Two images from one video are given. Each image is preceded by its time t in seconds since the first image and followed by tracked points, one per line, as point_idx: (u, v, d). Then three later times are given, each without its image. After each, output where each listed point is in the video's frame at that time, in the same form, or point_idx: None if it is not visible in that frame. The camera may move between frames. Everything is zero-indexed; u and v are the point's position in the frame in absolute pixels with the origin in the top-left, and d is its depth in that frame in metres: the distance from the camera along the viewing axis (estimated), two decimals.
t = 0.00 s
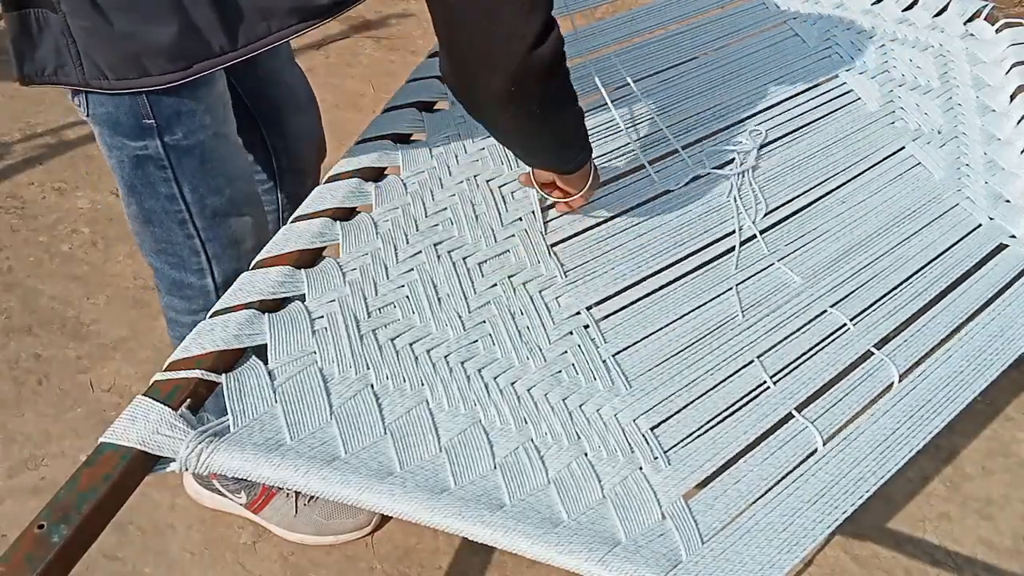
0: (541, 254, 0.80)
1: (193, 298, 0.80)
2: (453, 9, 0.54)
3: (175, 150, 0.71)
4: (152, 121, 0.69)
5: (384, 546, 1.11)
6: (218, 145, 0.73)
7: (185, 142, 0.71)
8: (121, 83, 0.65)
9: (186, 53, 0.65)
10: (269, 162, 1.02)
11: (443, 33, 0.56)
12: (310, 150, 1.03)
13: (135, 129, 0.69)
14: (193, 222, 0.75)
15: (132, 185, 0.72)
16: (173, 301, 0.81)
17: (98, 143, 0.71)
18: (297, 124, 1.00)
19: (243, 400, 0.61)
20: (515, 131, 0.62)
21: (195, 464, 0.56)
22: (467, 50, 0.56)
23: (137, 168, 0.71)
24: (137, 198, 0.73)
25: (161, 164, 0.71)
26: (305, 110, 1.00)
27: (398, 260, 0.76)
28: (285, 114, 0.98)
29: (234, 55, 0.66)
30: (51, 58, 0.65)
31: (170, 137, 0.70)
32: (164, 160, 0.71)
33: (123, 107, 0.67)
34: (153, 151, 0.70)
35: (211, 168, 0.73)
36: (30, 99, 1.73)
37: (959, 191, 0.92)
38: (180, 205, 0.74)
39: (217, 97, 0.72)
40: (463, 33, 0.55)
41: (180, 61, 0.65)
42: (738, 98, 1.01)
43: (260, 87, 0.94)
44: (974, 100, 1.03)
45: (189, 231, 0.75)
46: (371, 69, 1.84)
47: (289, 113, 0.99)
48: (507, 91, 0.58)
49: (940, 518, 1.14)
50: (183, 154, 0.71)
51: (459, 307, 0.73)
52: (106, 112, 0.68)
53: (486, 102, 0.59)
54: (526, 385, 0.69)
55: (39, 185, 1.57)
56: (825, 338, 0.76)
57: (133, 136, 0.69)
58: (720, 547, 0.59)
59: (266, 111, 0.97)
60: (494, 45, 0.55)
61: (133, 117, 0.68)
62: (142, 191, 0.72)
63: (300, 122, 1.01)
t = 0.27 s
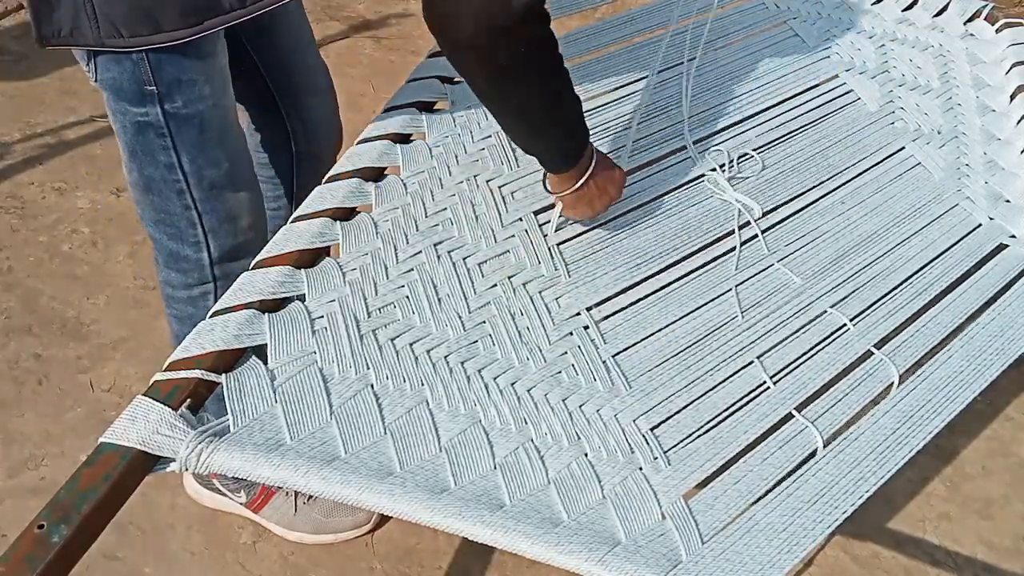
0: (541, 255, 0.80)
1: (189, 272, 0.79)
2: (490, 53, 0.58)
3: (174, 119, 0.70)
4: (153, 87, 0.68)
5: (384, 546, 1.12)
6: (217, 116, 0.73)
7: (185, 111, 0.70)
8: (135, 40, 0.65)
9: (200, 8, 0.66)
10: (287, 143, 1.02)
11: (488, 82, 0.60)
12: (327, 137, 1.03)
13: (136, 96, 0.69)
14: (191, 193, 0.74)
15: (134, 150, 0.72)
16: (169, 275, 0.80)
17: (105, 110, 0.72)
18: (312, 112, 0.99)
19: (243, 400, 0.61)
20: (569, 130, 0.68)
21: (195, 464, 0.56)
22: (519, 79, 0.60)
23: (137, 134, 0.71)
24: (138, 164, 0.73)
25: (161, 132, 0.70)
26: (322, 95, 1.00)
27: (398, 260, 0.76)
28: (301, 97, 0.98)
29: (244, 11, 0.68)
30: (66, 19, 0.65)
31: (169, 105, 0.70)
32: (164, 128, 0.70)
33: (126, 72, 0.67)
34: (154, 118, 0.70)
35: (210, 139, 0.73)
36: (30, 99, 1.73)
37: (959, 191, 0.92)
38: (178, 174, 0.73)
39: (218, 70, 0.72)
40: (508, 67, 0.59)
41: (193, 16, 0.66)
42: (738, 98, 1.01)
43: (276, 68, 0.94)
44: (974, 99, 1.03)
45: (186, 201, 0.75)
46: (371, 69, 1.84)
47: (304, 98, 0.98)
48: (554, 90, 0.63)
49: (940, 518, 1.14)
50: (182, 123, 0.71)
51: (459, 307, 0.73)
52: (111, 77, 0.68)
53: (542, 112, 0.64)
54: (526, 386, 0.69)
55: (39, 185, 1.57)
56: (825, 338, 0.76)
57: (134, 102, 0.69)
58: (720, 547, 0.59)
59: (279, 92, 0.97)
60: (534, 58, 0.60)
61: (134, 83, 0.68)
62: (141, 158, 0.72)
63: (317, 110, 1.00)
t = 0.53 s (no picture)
0: (541, 255, 0.80)
1: (165, 245, 0.79)
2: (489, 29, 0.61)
3: (161, 89, 0.71)
4: (142, 57, 0.69)
5: (384, 547, 1.12)
6: (207, 93, 0.73)
7: (172, 82, 0.71)
8: None
9: None
10: (280, 136, 1.01)
11: (488, 60, 0.64)
12: (319, 130, 1.02)
13: (125, 62, 0.69)
14: (173, 164, 0.74)
15: (120, 117, 0.72)
16: (146, 245, 0.80)
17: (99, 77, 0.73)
18: (310, 111, 1.00)
19: (243, 400, 0.61)
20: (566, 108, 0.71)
21: (195, 464, 0.56)
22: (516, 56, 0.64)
23: (125, 102, 0.71)
24: (123, 131, 0.73)
25: (147, 101, 0.71)
26: (316, 87, 1.00)
27: (398, 260, 0.76)
28: (297, 88, 0.97)
29: None
30: None
31: (157, 75, 0.70)
32: (150, 97, 0.71)
33: (117, 39, 0.68)
34: (141, 87, 0.70)
35: (197, 113, 0.73)
36: (31, 99, 1.73)
37: (959, 191, 0.92)
38: (161, 145, 0.73)
39: (212, 46, 0.72)
40: (507, 44, 0.63)
41: None
42: (739, 97, 1.01)
43: (275, 58, 0.94)
44: (974, 99, 1.03)
45: (168, 172, 0.75)
46: (371, 69, 1.84)
47: (302, 97, 0.98)
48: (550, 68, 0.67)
49: (940, 518, 1.14)
50: (168, 94, 0.71)
51: (459, 307, 0.73)
52: (103, 44, 0.69)
53: (539, 88, 0.68)
54: (526, 385, 0.69)
55: (39, 185, 1.57)
56: (825, 338, 0.76)
57: (122, 69, 0.69)
58: (720, 547, 0.59)
59: (277, 93, 0.97)
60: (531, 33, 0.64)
61: (124, 51, 0.69)
62: (127, 126, 0.73)
63: (315, 110, 1.00)
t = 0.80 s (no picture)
0: (541, 255, 0.80)
1: (153, 238, 0.79)
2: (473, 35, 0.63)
3: (150, 84, 0.71)
4: (130, 51, 0.69)
5: (384, 547, 1.12)
6: (195, 89, 0.73)
7: (161, 77, 0.70)
8: None
9: None
10: (274, 133, 1.00)
11: (474, 65, 0.66)
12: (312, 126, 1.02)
13: (114, 57, 0.69)
14: (161, 159, 0.74)
15: (110, 112, 0.73)
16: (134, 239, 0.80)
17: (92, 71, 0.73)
18: (305, 108, 1.00)
19: (243, 400, 0.61)
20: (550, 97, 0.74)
21: (195, 464, 0.56)
22: (499, 56, 0.66)
23: (114, 96, 0.71)
24: (113, 126, 0.73)
25: (136, 95, 0.71)
26: (311, 84, 0.99)
27: (398, 260, 0.76)
28: (292, 85, 0.97)
29: None
30: None
31: (146, 69, 0.70)
32: (139, 92, 0.71)
33: (107, 33, 0.68)
34: (130, 81, 0.70)
35: (185, 109, 0.73)
36: (31, 99, 1.73)
37: (959, 191, 0.92)
38: (149, 139, 0.73)
39: (202, 41, 0.72)
40: (487, 50, 0.65)
41: None
42: (738, 97, 1.01)
43: (270, 53, 0.93)
44: (974, 99, 1.03)
45: (156, 166, 0.75)
46: (372, 69, 1.84)
47: (296, 94, 0.98)
48: (532, 62, 0.69)
49: (941, 518, 1.14)
50: (156, 89, 0.71)
51: (459, 307, 0.73)
52: (94, 38, 0.70)
53: (522, 81, 0.70)
54: (526, 386, 0.69)
55: (39, 185, 1.57)
56: (824, 338, 0.76)
57: (111, 62, 0.70)
58: (720, 547, 0.59)
59: (272, 89, 0.96)
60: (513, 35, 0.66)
61: (113, 45, 0.69)
62: (116, 119, 0.73)
63: (309, 107, 1.00)
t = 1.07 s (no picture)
0: (541, 255, 0.80)
1: (161, 237, 0.79)
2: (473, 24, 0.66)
3: (156, 81, 0.71)
4: (136, 49, 0.69)
5: (384, 547, 1.12)
6: (201, 86, 0.73)
7: (167, 74, 0.70)
8: None
9: None
10: (272, 133, 1.00)
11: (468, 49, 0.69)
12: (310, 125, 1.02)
13: (120, 55, 0.69)
14: (170, 155, 0.74)
15: (115, 110, 0.72)
16: (142, 238, 0.80)
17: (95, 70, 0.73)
18: (302, 106, 1.00)
19: (243, 400, 0.61)
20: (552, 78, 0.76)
21: (195, 464, 0.56)
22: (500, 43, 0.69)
23: (121, 95, 0.71)
24: (119, 124, 0.73)
25: (142, 93, 0.71)
26: (308, 82, 0.99)
27: (398, 260, 0.76)
28: (290, 83, 0.97)
29: None
30: None
31: (152, 67, 0.70)
32: (145, 90, 0.71)
33: (112, 32, 0.68)
34: (136, 80, 0.70)
35: (190, 106, 0.73)
36: (31, 99, 1.73)
37: (959, 191, 0.92)
38: (158, 137, 0.73)
39: (206, 39, 0.72)
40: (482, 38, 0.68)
41: None
42: (738, 97, 1.01)
43: (268, 51, 0.93)
44: (974, 99, 1.03)
45: (164, 164, 0.75)
46: (372, 69, 1.84)
47: (294, 92, 0.98)
48: (531, 46, 0.72)
49: (940, 518, 1.14)
50: (163, 86, 0.71)
51: (459, 308, 0.73)
52: (99, 38, 0.70)
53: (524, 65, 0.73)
54: (526, 386, 0.69)
55: (39, 185, 1.57)
56: (824, 338, 0.76)
57: (116, 60, 0.69)
58: (720, 547, 0.59)
59: (270, 88, 0.96)
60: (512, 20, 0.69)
61: (119, 43, 0.69)
62: (123, 118, 0.73)
63: (307, 105, 1.00)
